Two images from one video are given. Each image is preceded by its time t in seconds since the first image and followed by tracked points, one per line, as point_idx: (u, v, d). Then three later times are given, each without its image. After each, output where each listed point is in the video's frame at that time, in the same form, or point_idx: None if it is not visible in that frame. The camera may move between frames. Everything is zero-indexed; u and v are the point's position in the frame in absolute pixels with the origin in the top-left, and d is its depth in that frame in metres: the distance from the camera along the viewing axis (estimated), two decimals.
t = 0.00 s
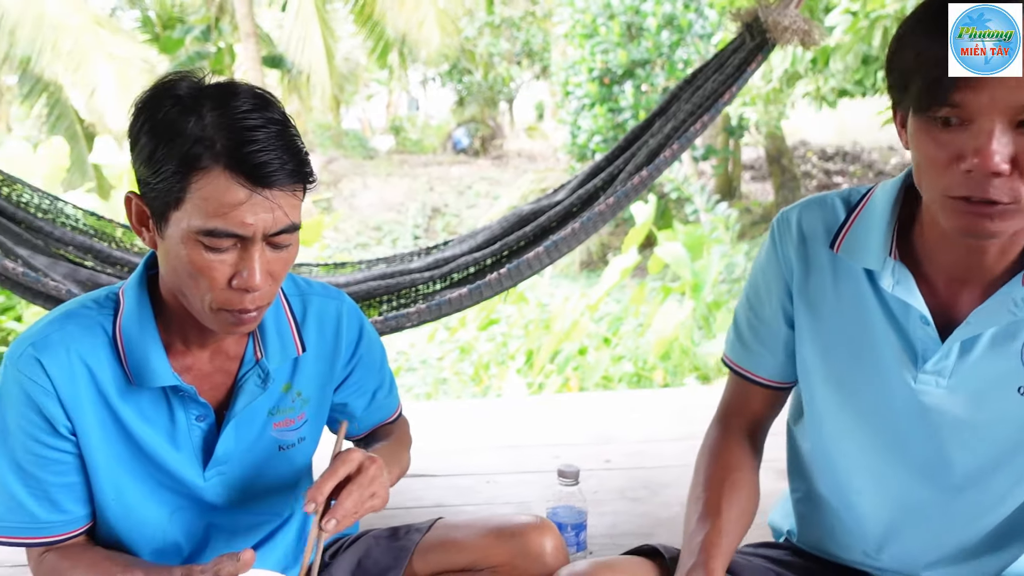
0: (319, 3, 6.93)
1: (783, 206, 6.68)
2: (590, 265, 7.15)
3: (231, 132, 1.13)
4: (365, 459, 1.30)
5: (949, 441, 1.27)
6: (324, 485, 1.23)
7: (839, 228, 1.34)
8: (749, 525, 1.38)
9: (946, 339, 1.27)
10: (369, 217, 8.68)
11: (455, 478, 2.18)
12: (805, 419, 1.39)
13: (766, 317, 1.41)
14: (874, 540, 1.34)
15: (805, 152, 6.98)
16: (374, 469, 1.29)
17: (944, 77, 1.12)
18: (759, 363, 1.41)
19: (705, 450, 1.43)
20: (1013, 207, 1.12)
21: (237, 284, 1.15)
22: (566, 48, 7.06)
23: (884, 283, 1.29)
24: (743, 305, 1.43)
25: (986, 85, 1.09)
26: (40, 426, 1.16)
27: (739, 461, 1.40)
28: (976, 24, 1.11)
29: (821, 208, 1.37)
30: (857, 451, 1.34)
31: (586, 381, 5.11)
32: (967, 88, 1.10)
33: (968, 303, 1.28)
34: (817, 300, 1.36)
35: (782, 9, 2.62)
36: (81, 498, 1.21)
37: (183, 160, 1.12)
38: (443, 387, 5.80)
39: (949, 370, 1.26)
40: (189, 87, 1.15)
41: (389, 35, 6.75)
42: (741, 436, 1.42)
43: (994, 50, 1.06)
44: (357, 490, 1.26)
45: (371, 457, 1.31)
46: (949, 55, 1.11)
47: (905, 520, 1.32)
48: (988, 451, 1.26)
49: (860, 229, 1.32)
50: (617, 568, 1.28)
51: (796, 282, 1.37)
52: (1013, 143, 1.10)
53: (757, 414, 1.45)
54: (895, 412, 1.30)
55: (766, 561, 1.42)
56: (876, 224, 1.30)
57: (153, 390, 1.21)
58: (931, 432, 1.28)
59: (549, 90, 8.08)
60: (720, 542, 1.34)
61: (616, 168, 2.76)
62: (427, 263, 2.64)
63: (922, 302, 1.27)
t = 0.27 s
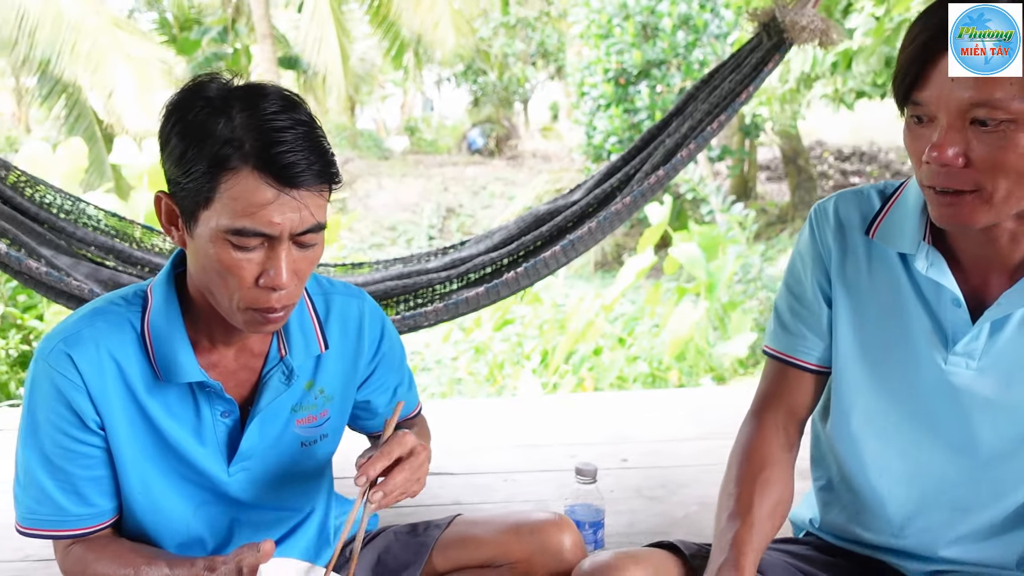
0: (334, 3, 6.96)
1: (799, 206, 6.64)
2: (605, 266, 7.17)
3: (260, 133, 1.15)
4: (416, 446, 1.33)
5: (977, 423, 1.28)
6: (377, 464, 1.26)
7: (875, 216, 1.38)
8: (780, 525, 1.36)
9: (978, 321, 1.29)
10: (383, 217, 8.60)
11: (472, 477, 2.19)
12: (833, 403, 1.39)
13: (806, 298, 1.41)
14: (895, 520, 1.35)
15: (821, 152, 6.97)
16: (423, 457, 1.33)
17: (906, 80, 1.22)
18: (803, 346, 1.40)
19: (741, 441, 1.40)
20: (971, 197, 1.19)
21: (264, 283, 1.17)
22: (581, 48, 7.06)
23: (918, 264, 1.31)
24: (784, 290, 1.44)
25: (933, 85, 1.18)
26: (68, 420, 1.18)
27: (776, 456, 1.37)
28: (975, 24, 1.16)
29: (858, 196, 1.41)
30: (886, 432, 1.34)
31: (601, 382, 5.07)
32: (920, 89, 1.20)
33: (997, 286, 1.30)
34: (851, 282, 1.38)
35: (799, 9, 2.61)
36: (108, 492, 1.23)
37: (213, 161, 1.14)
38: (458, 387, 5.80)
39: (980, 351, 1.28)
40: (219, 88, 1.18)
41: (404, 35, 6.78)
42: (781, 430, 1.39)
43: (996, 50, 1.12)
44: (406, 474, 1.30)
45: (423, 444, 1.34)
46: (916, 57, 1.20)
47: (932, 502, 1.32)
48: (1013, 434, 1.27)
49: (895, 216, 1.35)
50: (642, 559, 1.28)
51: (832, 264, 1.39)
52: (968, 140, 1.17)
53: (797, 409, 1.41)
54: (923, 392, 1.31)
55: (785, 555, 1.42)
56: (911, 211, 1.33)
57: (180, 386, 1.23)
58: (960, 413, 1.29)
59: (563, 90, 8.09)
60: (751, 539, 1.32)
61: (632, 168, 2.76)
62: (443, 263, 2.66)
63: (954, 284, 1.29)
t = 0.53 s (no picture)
0: (348, 5, 6.99)
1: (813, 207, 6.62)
2: (617, 267, 7.17)
3: (287, 134, 1.17)
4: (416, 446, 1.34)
5: (988, 415, 1.29)
6: (375, 473, 1.26)
7: (880, 215, 1.38)
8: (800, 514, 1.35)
9: (986, 315, 1.30)
10: (396, 217, 8.66)
11: (487, 475, 2.20)
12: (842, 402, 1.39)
13: (812, 297, 1.41)
14: (909, 515, 1.35)
15: (835, 153, 6.96)
16: (425, 457, 1.33)
17: (915, 77, 1.24)
18: (810, 345, 1.39)
19: (754, 437, 1.39)
20: (974, 194, 1.21)
21: (289, 282, 1.19)
22: (595, 48, 7.06)
23: (926, 261, 1.32)
24: (788, 289, 1.44)
25: (942, 81, 1.20)
26: (93, 415, 1.21)
27: (791, 447, 1.37)
28: (976, 24, 1.19)
29: (861, 197, 1.41)
30: (897, 429, 1.35)
31: (613, 383, 5.08)
32: (928, 86, 1.22)
33: (1002, 283, 1.31)
34: (858, 281, 1.38)
35: (815, 11, 2.62)
36: (131, 487, 1.25)
37: (242, 162, 1.16)
38: (471, 387, 5.81)
39: (987, 346, 1.29)
40: (246, 90, 1.20)
41: (417, 36, 6.80)
42: (793, 425, 1.39)
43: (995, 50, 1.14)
44: (409, 477, 1.30)
45: (422, 444, 1.35)
46: (925, 56, 1.22)
47: (946, 497, 1.33)
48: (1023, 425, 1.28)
49: (900, 214, 1.36)
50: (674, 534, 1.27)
51: (838, 263, 1.40)
52: (975, 137, 1.19)
53: (807, 406, 1.41)
54: (933, 387, 1.32)
55: (808, 541, 1.42)
56: (916, 210, 1.34)
57: (201, 384, 1.25)
58: (971, 407, 1.30)
59: (576, 90, 8.09)
60: (776, 522, 1.30)
61: (647, 168, 2.77)
62: (458, 263, 2.67)
63: (961, 279, 1.30)
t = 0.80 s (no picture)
0: (360, 5, 7.01)
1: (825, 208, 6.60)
2: (628, 267, 7.17)
3: (310, 130, 1.20)
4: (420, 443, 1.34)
5: (995, 426, 1.28)
6: (383, 471, 1.26)
7: (876, 225, 1.36)
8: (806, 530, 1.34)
9: (989, 325, 1.28)
10: (407, 217, 8.67)
11: (500, 473, 2.21)
12: (844, 416, 1.38)
13: (810, 310, 1.39)
14: (918, 526, 1.34)
15: (847, 154, 6.95)
16: (430, 451, 1.33)
17: (918, 73, 1.21)
18: (810, 359, 1.38)
19: (756, 455, 1.38)
20: (981, 190, 1.18)
21: (310, 276, 1.21)
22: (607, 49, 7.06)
23: (927, 274, 1.30)
24: (785, 302, 1.43)
25: (945, 77, 1.17)
26: (115, 408, 1.23)
27: (795, 465, 1.35)
28: (975, 24, 1.15)
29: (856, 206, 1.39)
30: (902, 442, 1.33)
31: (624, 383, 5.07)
32: (932, 82, 1.19)
33: (1006, 291, 1.29)
34: (856, 293, 1.37)
35: (830, 10, 2.62)
36: (152, 479, 1.28)
37: (265, 157, 1.19)
38: (481, 386, 5.80)
39: (991, 357, 1.27)
40: (270, 86, 1.23)
41: (429, 36, 6.82)
42: (796, 442, 1.37)
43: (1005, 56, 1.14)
44: (417, 473, 1.30)
45: (426, 439, 1.35)
46: (928, 49, 1.19)
47: (955, 508, 1.32)
48: None
49: (897, 224, 1.34)
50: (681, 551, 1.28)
51: (835, 276, 1.38)
52: (982, 131, 1.16)
53: (809, 420, 1.40)
54: (937, 399, 1.31)
55: (817, 548, 1.42)
56: (914, 219, 1.32)
57: (221, 378, 1.27)
58: (977, 419, 1.29)
59: (587, 90, 8.09)
60: (782, 546, 1.29)
61: (660, 169, 2.78)
62: (472, 262, 2.68)
63: (963, 290, 1.28)
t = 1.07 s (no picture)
0: (372, 5, 7.03)
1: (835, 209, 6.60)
2: (637, 267, 7.17)
3: (328, 127, 1.20)
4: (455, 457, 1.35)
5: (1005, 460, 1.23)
6: (419, 473, 1.29)
7: (876, 249, 1.30)
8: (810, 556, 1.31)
9: (995, 357, 1.22)
10: (417, 216, 8.69)
11: (512, 471, 2.21)
12: (850, 444, 1.34)
13: (808, 336, 1.35)
14: (927, 558, 1.30)
15: (858, 155, 6.94)
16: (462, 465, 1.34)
17: (916, 91, 1.14)
18: (809, 387, 1.34)
19: (760, 480, 1.35)
20: (986, 215, 1.10)
21: (327, 272, 1.21)
22: (618, 49, 7.06)
23: (927, 306, 1.24)
24: (784, 328, 1.38)
25: (946, 95, 1.09)
26: (134, 402, 1.24)
27: (799, 492, 1.31)
28: (976, 24, 1.09)
29: (855, 227, 1.33)
30: (908, 473, 1.29)
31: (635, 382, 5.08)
32: (928, 100, 1.12)
33: (1013, 320, 1.23)
34: (857, 321, 1.31)
35: (845, 10, 2.62)
36: (169, 473, 1.28)
37: (283, 154, 1.20)
38: (490, 385, 5.80)
39: (997, 390, 1.21)
40: (289, 83, 1.24)
41: (440, 36, 6.83)
42: (801, 469, 1.33)
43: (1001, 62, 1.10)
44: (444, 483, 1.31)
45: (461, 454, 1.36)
46: (928, 66, 1.12)
47: (967, 541, 1.27)
48: None
49: (898, 247, 1.28)
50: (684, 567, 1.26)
51: (834, 303, 1.33)
52: (986, 153, 1.08)
53: (814, 444, 1.35)
54: (942, 431, 1.26)
55: (826, 561, 1.39)
56: (915, 244, 1.26)
57: (238, 374, 1.28)
58: (984, 451, 1.24)
59: (598, 90, 8.09)
60: None
61: (673, 168, 2.78)
62: (485, 262, 2.69)
63: (966, 322, 1.22)
